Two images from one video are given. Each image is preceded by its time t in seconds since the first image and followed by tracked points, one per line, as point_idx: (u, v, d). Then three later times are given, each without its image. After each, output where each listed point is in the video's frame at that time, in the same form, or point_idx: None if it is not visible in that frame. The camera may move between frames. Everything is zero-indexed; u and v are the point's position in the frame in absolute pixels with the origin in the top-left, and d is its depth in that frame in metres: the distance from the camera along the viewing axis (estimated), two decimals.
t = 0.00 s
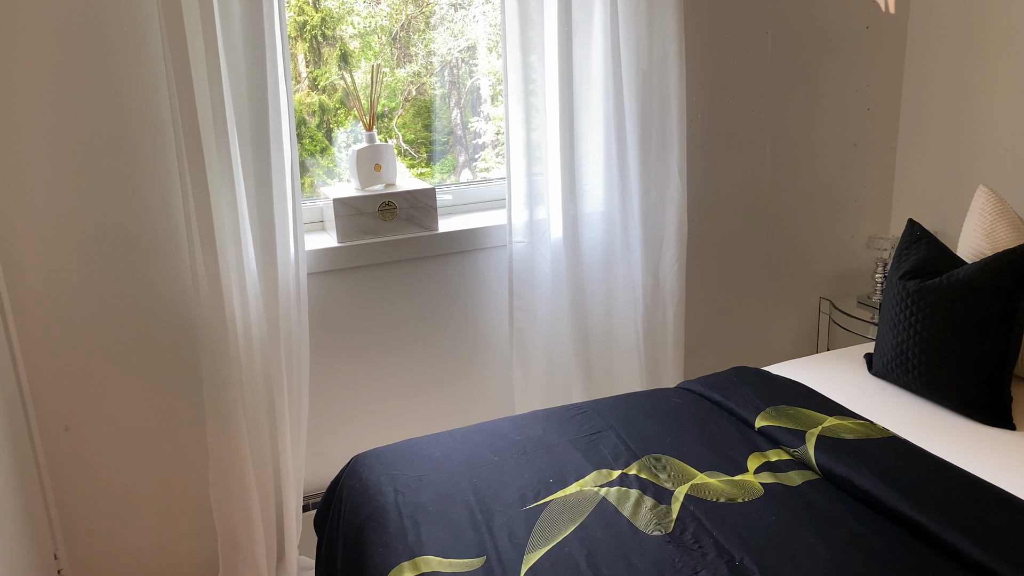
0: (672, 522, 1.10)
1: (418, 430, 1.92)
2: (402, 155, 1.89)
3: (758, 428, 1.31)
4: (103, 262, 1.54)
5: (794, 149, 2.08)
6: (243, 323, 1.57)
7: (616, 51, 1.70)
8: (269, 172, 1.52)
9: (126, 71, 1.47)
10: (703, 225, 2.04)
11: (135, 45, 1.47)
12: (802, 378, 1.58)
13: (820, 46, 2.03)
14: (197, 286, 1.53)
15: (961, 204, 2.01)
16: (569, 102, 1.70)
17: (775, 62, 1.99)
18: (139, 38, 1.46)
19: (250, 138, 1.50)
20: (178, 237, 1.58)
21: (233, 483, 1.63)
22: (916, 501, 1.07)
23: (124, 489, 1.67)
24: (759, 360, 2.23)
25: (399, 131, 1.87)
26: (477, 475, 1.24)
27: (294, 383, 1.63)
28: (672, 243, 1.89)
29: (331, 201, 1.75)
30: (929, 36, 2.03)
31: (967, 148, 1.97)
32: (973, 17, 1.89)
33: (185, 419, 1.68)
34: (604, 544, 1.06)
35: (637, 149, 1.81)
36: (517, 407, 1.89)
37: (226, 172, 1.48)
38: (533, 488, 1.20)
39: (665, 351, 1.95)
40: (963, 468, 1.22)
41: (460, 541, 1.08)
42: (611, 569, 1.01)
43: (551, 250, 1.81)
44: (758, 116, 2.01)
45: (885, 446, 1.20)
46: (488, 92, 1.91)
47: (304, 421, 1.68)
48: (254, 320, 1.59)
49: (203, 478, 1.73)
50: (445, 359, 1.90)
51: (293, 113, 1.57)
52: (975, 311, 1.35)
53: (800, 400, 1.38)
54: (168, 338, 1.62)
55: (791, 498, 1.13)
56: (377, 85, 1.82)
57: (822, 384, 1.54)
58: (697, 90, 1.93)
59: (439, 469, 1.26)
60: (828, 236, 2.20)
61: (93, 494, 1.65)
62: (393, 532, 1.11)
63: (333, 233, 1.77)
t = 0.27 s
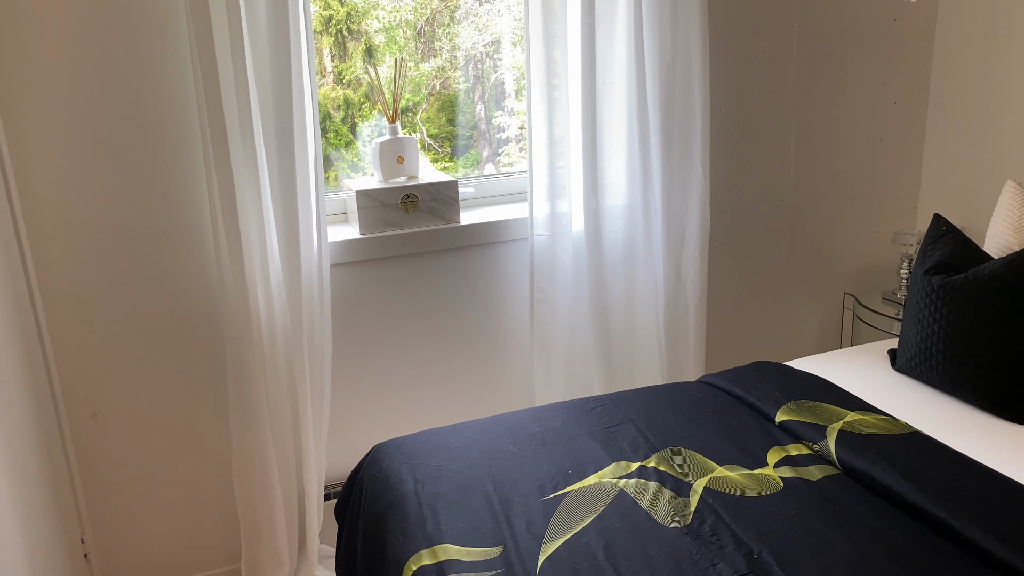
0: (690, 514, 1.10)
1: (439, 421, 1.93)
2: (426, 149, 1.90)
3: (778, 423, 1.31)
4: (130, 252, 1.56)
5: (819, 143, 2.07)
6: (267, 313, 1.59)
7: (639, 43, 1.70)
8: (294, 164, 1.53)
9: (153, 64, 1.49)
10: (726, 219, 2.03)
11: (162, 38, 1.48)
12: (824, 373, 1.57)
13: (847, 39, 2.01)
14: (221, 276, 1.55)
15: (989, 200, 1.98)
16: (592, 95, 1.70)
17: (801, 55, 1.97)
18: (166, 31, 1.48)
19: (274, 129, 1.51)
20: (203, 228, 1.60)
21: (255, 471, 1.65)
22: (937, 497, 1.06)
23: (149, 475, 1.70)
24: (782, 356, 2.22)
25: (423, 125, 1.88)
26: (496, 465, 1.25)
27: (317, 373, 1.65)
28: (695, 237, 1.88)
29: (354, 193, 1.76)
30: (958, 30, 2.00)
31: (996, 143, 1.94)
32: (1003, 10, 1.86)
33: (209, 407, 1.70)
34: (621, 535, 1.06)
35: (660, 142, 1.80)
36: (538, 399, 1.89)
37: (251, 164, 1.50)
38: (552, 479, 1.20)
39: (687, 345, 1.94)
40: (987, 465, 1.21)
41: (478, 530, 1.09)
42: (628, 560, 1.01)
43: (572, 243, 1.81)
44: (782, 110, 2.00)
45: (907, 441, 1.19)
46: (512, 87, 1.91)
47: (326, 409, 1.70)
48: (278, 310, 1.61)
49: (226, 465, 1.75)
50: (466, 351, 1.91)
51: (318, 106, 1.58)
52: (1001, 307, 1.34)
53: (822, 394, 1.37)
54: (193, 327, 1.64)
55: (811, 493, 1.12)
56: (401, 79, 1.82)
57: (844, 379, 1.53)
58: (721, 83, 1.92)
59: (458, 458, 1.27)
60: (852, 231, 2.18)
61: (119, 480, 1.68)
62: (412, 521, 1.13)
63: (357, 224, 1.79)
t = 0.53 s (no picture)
0: (706, 503, 1.12)
1: (461, 411, 1.96)
2: (452, 144, 1.92)
3: (797, 415, 1.31)
4: (162, 242, 1.60)
5: (844, 138, 2.06)
6: (293, 303, 1.62)
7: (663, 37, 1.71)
8: (321, 156, 1.56)
9: (185, 58, 1.52)
10: (749, 214, 2.04)
11: (194, 33, 1.52)
12: (845, 367, 1.57)
13: (873, 34, 2.00)
14: (250, 266, 1.58)
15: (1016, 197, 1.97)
16: (615, 89, 1.71)
17: (826, 49, 1.97)
18: (198, 26, 1.52)
19: (302, 123, 1.54)
20: (233, 219, 1.63)
21: (281, 457, 1.68)
22: (953, 490, 1.06)
23: (178, 460, 1.74)
24: (804, 351, 2.22)
25: (449, 121, 1.90)
26: (515, 453, 1.27)
27: (342, 361, 1.68)
28: (717, 231, 1.89)
29: (379, 186, 1.79)
30: (987, 24, 1.99)
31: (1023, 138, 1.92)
32: None
33: (236, 395, 1.74)
34: (637, 522, 1.08)
35: (683, 136, 1.81)
36: (558, 391, 1.91)
37: (279, 156, 1.53)
38: (570, 467, 1.22)
39: (708, 339, 1.95)
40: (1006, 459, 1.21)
41: (496, 515, 1.11)
42: (643, 546, 1.03)
43: (594, 237, 1.82)
44: (807, 105, 2.00)
45: (925, 435, 1.20)
46: (538, 82, 1.92)
47: (351, 397, 1.73)
48: (304, 300, 1.64)
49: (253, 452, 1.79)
50: (488, 343, 1.93)
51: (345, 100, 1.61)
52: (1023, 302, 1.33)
53: (842, 388, 1.37)
54: (222, 316, 1.68)
55: (827, 484, 1.13)
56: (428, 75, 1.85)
57: (865, 373, 1.53)
58: (745, 79, 1.92)
59: (479, 446, 1.29)
60: (877, 227, 2.17)
61: (150, 465, 1.72)
62: (433, 506, 1.15)
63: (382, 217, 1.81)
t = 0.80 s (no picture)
0: (727, 493, 1.13)
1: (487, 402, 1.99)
2: (480, 140, 1.95)
3: (819, 408, 1.32)
4: (196, 233, 1.64)
5: (872, 133, 2.06)
6: (323, 293, 1.65)
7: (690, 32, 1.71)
8: (351, 150, 1.59)
9: (221, 52, 1.56)
10: (775, 209, 2.04)
11: (229, 28, 1.55)
12: (869, 362, 1.57)
13: (902, 29, 1.99)
14: (281, 257, 1.62)
15: None
16: (642, 84, 1.72)
17: (854, 44, 1.97)
18: (232, 21, 1.55)
19: (333, 117, 1.57)
20: (265, 211, 1.67)
21: (311, 444, 1.72)
22: (974, 483, 1.07)
23: (211, 446, 1.79)
24: (830, 347, 2.22)
25: (477, 117, 1.93)
26: (539, 441, 1.29)
27: (370, 350, 1.72)
28: (743, 226, 1.89)
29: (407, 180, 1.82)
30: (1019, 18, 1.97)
31: None
32: None
33: (268, 383, 1.78)
34: (659, 511, 1.10)
35: (709, 132, 1.82)
36: (583, 383, 1.93)
37: (310, 150, 1.56)
38: (593, 456, 1.24)
39: (734, 333, 1.96)
40: None
41: (520, 501, 1.14)
42: (664, 534, 1.05)
43: (620, 231, 1.84)
44: (835, 100, 1.99)
45: (947, 428, 1.20)
46: (567, 78, 1.93)
47: (378, 387, 1.76)
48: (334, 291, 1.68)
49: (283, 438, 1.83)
50: (513, 336, 1.96)
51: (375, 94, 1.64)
52: None
53: (865, 382, 1.38)
54: (254, 306, 1.72)
55: (848, 475, 1.14)
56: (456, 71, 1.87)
57: (889, 368, 1.53)
58: (773, 73, 1.92)
59: (503, 434, 1.32)
60: (905, 223, 2.16)
61: (183, 450, 1.77)
62: (457, 491, 1.18)
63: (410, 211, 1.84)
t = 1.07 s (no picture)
0: (752, 483, 1.15)
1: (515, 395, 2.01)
2: (509, 138, 1.98)
3: (845, 402, 1.33)
4: (232, 226, 1.68)
5: (904, 130, 2.05)
6: (356, 285, 1.69)
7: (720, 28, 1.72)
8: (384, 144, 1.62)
9: (259, 48, 1.59)
10: (805, 205, 2.04)
11: (266, 25, 1.58)
12: (897, 358, 1.57)
13: (936, 24, 1.98)
14: (315, 249, 1.65)
15: None
16: (671, 80, 1.73)
17: (886, 40, 1.96)
18: (269, 18, 1.58)
19: (366, 112, 1.60)
20: (299, 204, 1.71)
21: (342, 433, 1.76)
22: (1001, 476, 1.07)
23: (245, 434, 1.83)
24: (859, 344, 2.21)
25: (507, 114, 1.95)
26: (566, 431, 1.31)
27: (400, 342, 1.74)
28: (772, 222, 1.90)
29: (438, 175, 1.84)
30: None
31: None
32: None
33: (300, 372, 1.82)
34: (684, 499, 1.12)
35: (739, 128, 1.82)
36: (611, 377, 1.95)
37: (344, 144, 1.59)
38: (620, 446, 1.26)
39: (762, 328, 1.96)
40: None
41: (547, 488, 1.16)
42: (689, 521, 1.07)
43: (648, 226, 1.85)
44: (866, 96, 1.99)
45: (974, 423, 1.20)
46: (597, 76, 1.95)
47: (408, 377, 1.79)
48: (366, 283, 1.71)
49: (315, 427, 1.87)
50: (542, 329, 1.98)
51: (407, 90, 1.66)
52: None
53: (892, 376, 1.38)
54: (288, 297, 1.76)
55: (873, 468, 1.15)
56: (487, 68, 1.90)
57: (917, 364, 1.53)
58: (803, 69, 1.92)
59: (531, 424, 1.34)
60: (937, 220, 2.15)
61: (219, 437, 1.82)
62: (486, 478, 1.21)
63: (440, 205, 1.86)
